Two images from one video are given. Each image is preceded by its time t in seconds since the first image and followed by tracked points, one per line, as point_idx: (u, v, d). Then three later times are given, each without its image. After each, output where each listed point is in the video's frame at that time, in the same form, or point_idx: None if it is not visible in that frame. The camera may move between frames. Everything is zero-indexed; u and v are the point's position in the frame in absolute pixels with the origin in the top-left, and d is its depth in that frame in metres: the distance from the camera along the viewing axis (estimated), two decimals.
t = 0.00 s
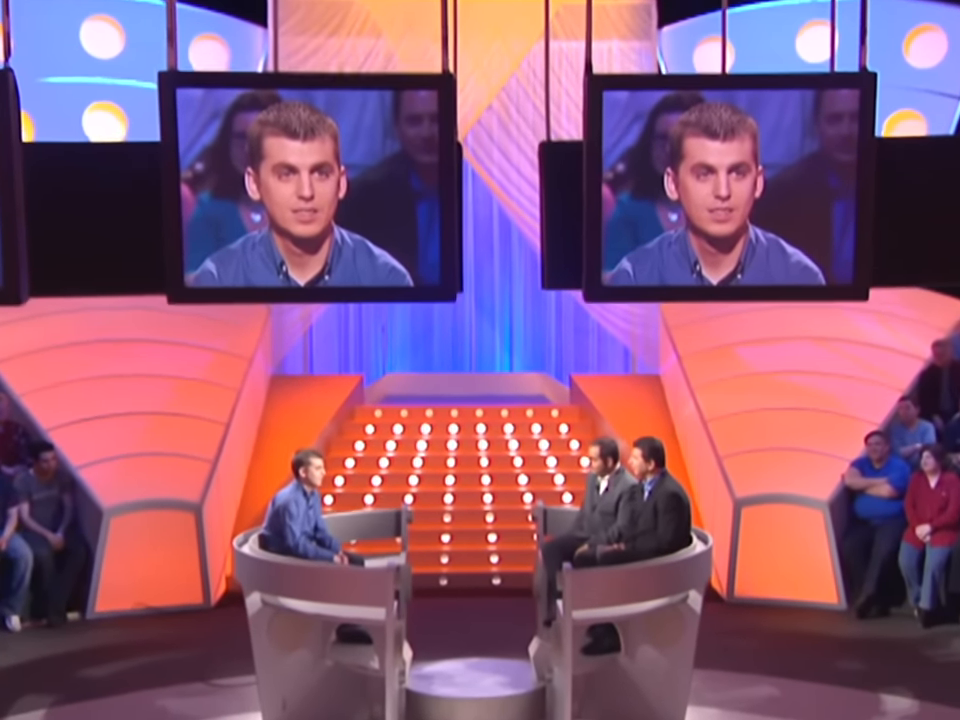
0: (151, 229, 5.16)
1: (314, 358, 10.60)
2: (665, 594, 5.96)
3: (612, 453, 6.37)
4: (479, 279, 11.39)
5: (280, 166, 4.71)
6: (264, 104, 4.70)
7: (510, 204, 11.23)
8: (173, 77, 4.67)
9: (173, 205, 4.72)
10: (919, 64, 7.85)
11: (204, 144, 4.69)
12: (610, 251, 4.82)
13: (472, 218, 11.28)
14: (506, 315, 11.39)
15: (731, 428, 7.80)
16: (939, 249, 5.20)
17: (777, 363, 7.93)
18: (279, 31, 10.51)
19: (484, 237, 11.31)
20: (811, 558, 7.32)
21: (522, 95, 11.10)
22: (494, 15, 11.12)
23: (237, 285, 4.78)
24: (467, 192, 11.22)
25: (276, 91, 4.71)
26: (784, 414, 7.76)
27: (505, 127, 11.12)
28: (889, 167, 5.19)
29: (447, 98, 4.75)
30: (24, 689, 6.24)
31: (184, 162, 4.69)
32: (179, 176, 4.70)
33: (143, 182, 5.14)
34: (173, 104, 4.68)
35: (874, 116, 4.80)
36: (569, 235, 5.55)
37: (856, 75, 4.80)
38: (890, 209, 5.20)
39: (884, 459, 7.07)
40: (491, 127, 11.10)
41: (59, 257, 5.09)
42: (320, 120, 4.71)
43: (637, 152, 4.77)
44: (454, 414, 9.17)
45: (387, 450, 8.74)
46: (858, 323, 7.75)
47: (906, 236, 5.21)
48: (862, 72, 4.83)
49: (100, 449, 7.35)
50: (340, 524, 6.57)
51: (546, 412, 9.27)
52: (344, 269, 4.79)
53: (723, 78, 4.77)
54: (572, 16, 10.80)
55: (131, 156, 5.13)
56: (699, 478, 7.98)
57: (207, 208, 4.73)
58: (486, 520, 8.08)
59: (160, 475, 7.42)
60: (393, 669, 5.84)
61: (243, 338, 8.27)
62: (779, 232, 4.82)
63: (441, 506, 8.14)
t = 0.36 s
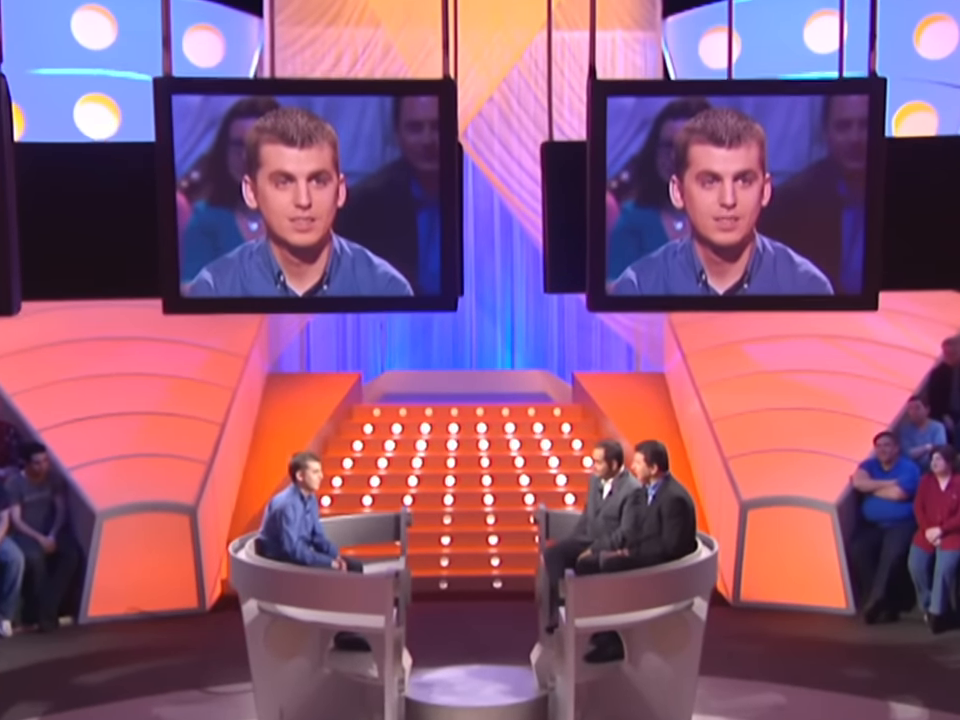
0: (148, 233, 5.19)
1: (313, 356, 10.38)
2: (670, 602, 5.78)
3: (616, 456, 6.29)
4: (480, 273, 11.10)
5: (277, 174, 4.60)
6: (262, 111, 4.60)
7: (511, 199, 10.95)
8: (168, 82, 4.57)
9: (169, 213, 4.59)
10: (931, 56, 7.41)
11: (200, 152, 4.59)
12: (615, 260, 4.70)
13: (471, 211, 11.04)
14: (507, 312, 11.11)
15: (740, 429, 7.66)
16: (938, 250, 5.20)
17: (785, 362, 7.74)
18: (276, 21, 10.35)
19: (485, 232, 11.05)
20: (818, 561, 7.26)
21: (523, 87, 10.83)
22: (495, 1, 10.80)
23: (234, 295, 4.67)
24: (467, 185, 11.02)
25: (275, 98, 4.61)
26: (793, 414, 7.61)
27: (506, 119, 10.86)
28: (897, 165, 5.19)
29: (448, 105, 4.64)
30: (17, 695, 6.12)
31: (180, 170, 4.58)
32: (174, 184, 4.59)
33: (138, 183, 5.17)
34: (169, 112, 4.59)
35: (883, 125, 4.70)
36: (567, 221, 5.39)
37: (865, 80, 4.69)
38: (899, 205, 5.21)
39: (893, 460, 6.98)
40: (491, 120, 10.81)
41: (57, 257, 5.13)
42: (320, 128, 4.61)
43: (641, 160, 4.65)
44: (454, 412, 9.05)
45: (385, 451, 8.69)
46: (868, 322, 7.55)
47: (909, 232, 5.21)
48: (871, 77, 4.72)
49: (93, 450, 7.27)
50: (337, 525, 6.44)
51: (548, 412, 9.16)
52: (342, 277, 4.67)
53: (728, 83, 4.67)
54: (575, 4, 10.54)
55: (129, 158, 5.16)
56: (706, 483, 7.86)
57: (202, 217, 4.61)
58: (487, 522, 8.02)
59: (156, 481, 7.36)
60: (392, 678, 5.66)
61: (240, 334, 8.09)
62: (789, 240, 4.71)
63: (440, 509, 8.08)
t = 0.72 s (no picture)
0: (141, 233, 5.03)
1: (308, 353, 10.48)
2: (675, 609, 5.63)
3: (621, 458, 6.08)
4: (481, 266, 11.07)
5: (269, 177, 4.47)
6: (260, 115, 4.46)
7: (513, 191, 11.08)
8: (163, 87, 4.43)
9: (162, 220, 4.48)
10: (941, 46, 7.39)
11: (195, 158, 4.47)
12: (617, 267, 4.58)
13: (471, 205, 11.06)
14: (507, 306, 11.03)
15: (750, 431, 7.51)
16: (941, 261, 5.10)
17: (792, 359, 7.65)
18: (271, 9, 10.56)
19: (486, 225, 11.04)
20: (827, 562, 7.08)
21: (524, 78, 10.97)
22: None
23: (229, 304, 4.55)
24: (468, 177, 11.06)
25: (273, 103, 4.47)
26: (799, 412, 7.48)
27: (508, 111, 11.01)
28: (907, 167, 5.07)
29: (448, 110, 4.51)
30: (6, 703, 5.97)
31: (175, 177, 4.47)
32: (170, 190, 4.48)
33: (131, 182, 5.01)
34: (164, 117, 4.45)
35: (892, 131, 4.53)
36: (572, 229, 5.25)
37: (875, 84, 4.52)
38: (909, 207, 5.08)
39: (901, 461, 6.84)
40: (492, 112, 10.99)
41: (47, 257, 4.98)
42: (326, 135, 4.47)
43: (645, 166, 4.53)
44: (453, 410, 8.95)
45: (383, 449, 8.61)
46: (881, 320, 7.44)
47: (917, 236, 5.10)
48: (882, 81, 4.55)
49: (86, 451, 7.12)
50: (333, 531, 6.29)
51: (550, 410, 9.07)
52: (339, 284, 4.54)
53: (734, 87, 4.54)
54: None
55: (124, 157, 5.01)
56: (713, 483, 7.70)
57: (197, 224, 4.49)
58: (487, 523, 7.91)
59: (150, 480, 7.23)
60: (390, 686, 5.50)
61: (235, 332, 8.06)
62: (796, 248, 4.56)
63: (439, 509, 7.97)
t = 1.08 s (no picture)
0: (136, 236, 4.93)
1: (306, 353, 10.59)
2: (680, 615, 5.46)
3: (623, 459, 5.92)
4: (481, 259, 11.31)
5: (269, 179, 4.33)
6: (261, 119, 4.34)
7: (514, 183, 11.21)
8: (157, 90, 4.31)
9: (157, 226, 4.34)
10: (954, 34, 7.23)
11: (190, 163, 4.34)
12: (622, 275, 4.44)
13: (471, 197, 11.27)
14: (507, 298, 11.26)
15: (755, 427, 7.45)
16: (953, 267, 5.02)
17: (802, 356, 7.61)
18: None
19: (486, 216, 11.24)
20: (836, 568, 6.92)
21: (526, 66, 11.13)
22: None
23: (227, 312, 4.41)
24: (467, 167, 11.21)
25: (273, 108, 4.34)
26: (809, 411, 7.40)
27: (509, 101, 11.14)
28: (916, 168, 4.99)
29: (448, 115, 4.36)
30: None
31: (171, 182, 4.33)
32: (164, 197, 4.34)
33: (123, 182, 4.91)
34: (159, 122, 4.31)
35: (901, 135, 4.37)
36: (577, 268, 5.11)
37: (885, 87, 4.39)
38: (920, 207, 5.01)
39: (911, 460, 6.68)
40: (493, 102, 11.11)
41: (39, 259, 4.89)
42: (331, 140, 4.34)
43: (651, 171, 4.38)
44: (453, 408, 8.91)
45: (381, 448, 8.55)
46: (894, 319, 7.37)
47: (931, 236, 5.02)
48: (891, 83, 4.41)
49: (76, 450, 7.01)
50: (330, 533, 6.16)
51: (551, 405, 9.10)
52: (336, 291, 4.40)
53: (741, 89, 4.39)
54: None
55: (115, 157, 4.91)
56: (718, 480, 7.59)
57: (192, 229, 4.36)
58: (487, 522, 7.85)
59: (144, 480, 7.10)
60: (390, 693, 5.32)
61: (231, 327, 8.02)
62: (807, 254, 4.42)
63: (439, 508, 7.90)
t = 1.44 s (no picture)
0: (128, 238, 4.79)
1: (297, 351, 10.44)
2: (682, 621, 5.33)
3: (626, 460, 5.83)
4: (480, 252, 11.20)
5: (269, 183, 4.19)
6: (255, 122, 4.20)
7: (512, 173, 11.11)
8: (148, 94, 4.16)
9: (148, 232, 4.19)
10: None
11: (183, 167, 4.19)
12: (624, 281, 4.30)
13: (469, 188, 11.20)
14: (507, 293, 11.15)
15: (759, 425, 7.39)
16: None
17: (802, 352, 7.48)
18: None
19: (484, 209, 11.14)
20: (842, 569, 6.95)
21: (524, 54, 11.07)
22: None
23: (222, 319, 4.27)
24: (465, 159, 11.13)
25: (267, 111, 4.20)
26: (812, 409, 7.31)
27: (507, 90, 11.07)
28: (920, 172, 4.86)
29: (446, 119, 4.22)
30: None
31: (163, 187, 4.19)
32: (153, 201, 4.19)
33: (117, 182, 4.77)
34: (149, 126, 4.17)
35: (907, 139, 4.24)
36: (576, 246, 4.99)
37: (892, 89, 4.25)
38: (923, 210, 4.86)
39: (918, 459, 6.68)
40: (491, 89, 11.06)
41: (27, 258, 4.72)
42: (334, 146, 4.20)
43: (654, 175, 4.25)
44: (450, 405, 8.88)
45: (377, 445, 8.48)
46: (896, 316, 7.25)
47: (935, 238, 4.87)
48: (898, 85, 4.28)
49: (66, 449, 6.94)
50: (325, 535, 6.04)
51: (550, 402, 9.05)
52: (332, 297, 4.26)
53: (745, 91, 4.25)
54: None
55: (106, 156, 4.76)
56: (720, 476, 7.58)
57: (185, 236, 4.20)
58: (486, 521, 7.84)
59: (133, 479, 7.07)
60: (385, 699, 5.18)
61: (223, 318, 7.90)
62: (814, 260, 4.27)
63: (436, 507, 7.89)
